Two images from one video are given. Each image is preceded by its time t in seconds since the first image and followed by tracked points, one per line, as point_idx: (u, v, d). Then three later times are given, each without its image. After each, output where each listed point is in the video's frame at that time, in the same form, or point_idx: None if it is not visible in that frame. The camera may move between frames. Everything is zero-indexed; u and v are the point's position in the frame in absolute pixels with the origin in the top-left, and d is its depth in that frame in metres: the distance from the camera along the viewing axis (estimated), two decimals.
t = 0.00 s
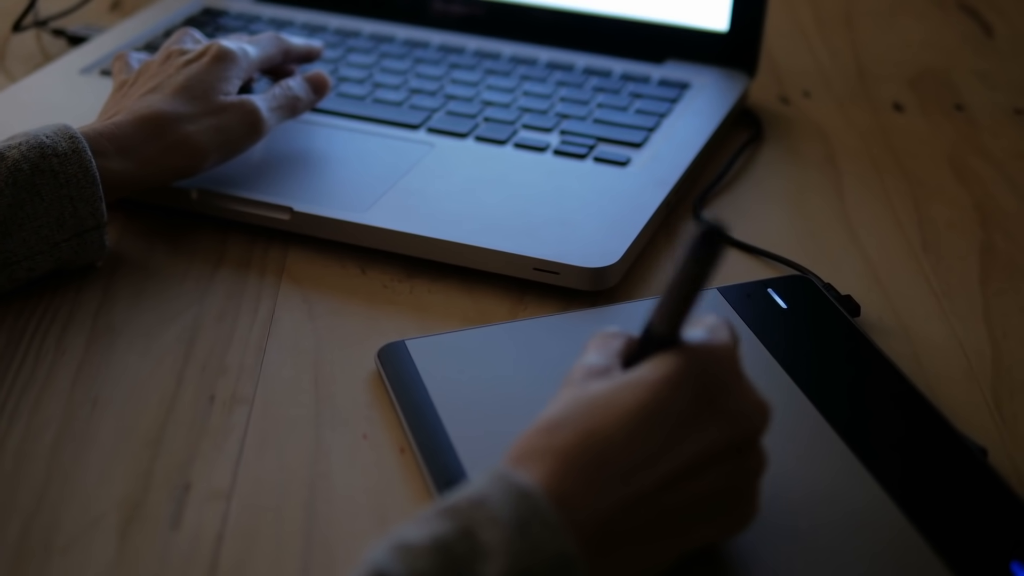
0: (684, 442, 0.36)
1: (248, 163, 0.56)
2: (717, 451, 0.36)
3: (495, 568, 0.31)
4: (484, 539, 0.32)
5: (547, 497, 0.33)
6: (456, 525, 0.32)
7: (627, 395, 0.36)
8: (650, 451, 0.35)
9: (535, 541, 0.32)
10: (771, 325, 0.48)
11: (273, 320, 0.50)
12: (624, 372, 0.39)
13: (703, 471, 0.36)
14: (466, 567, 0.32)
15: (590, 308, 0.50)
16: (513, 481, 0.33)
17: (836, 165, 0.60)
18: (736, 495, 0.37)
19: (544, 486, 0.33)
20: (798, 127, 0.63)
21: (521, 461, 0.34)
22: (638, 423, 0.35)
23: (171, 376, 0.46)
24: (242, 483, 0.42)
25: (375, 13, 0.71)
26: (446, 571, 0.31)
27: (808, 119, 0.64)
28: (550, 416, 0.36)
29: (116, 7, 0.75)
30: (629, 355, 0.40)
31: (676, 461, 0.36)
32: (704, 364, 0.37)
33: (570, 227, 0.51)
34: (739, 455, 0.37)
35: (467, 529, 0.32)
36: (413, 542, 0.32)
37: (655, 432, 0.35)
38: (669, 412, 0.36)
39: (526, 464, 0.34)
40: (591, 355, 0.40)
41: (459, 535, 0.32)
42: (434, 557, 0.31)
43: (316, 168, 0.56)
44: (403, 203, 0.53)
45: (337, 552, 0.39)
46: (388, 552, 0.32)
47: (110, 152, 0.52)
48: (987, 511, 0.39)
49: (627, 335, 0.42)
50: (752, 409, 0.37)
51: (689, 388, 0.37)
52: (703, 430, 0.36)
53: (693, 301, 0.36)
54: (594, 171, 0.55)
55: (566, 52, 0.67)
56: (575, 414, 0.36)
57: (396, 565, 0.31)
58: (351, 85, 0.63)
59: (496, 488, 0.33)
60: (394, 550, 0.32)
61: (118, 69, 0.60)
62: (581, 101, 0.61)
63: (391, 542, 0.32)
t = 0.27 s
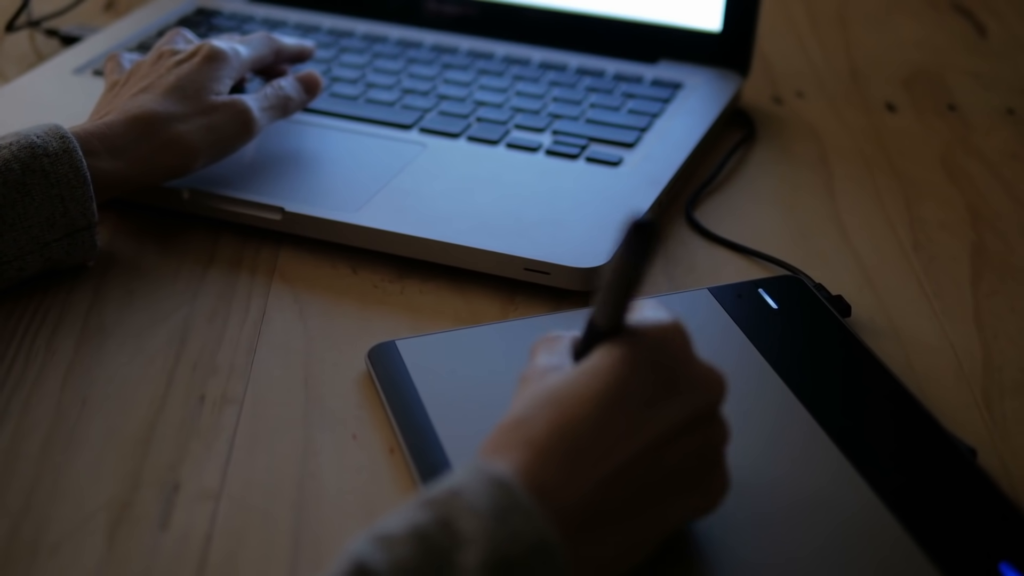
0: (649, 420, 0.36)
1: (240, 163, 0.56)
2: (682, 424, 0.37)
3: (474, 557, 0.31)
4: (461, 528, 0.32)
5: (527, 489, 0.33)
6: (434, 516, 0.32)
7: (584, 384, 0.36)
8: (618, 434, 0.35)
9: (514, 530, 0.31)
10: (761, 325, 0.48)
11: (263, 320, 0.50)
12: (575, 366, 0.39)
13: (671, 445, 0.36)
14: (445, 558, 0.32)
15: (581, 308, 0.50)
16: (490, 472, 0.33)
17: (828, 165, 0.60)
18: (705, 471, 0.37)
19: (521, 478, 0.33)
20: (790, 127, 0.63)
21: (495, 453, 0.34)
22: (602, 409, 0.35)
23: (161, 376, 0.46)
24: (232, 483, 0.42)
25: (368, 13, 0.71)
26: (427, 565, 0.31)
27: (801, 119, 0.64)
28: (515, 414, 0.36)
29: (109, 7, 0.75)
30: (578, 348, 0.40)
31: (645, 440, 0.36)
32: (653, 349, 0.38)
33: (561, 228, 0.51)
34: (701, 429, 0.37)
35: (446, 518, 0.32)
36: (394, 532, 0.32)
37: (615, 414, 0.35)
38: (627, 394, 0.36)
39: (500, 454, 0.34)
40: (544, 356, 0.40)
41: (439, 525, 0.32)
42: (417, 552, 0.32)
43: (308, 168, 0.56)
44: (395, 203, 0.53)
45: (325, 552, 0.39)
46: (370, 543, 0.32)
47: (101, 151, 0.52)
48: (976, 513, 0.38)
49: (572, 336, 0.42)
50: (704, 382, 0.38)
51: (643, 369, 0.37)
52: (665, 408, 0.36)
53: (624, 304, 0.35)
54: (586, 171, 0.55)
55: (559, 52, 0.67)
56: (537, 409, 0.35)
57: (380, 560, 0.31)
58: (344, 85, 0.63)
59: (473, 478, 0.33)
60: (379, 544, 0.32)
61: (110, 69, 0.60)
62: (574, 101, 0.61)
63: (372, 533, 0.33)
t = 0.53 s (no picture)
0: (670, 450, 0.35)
1: (231, 163, 0.56)
2: (709, 462, 0.36)
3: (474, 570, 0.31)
4: (465, 540, 0.31)
5: (525, 498, 0.33)
6: (438, 525, 0.32)
7: (617, 400, 0.35)
8: (637, 460, 0.34)
9: (512, 541, 0.31)
10: (749, 325, 0.48)
11: (253, 320, 0.50)
12: (616, 375, 0.38)
13: (691, 482, 0.36)
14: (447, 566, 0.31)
15: (570, 308, 0.50)
16: (493, 481, 0.33)
17: (820, 165, 0.60)
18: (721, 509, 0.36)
19: (525, 487, 0.33)
20: (782, 128, 0.63)
21: (505, 460, 0.34)
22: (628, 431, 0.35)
23: (151, 376, 0.46)
24: (219, 482, 0.42)
25: (361, 13, 0.71)
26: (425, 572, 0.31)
27: (793, 119, 0.64)
28: (536, 416, 0.36)
29: (102, 7, 0.75)
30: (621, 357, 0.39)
31: (663, 471, 0.35)
32: (700, 376, 0.36)
33: (551, 227, 0.51)
34: (728, 468, 0.36)
35: (448, 528, 0.32)
36: (395, 542, 0.31)
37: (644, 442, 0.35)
38: (658, 422, 0.35)
39: (509, 463, 0.34)
40: (585, 354, 0.40)
41: (441, 536, 0.31)
42: (415, 557, 0.31)
43: (298, 168, 0.56)
44: (385, 203, 0.53)
45: (313, 553, 0.39)
46: (370, 551, 0.31)
47: (91, 151, 0.52)
48: (964, 513, 0.38)
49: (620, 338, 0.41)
50: (743, 423, 0.36)
51: (680, 399, 0.36)
52: (690, 443, 0.35)
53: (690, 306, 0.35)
54: (577, 171, 0.55)
55: (551, 52, 0.67)
56: (560, 417, 0.35)
57: (376, 565, 0.31)
58: (336, 85, 0.63)
59: (477, 488, 0.32)
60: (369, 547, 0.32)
61: (101, 69, 0.60)
62: (566, 101, 0.61)
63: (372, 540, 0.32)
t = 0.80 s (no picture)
0: (643, 436, 0.36)
1: (221, 163, 0.56)
2: (680, 447, 0.36)
3: (451, 562, 0.31)
4: (440, 532, 0.32)
5: (505, 494, 0.33)
6: (413, 519, 0.32)
7: (588, 393, 0.36)
8: (611, 449, 0.35)
9: (491, 534, 0.32)
10: (739, 324, 0.48)
11: (242, 320, 0.50)
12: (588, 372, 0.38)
13: (667, 467, 0.36)
14: (422, 562, 0.31)
15: (560, 307, 0.50)
16: (471, 476, 0.33)
17: (811, 166, 0.60)
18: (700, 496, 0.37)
19: (502, 482, 0.33)
20: (773, 127, 0.63)
21: (482, 457, 0.35)
22: (598, 423, 0.35)
23: (140, 376, 0.46)
24: (207, 483, 0.42)
25: (353, 12, 0.71)
26: (400, 567, 0.31)
27: (784, 118, 0.64)
28: (510, 415, 0.36)
29: (95, 6, 0.75)
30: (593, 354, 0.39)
31: (638, 457, 0.36)
32: (664, 364, 0.37)
33: (542, 228, 0.51)
34: (701, 452, 0.37)
35: (424, 521, 0.32)
36: (371, 535, 0.32)
37: (614, 431, 0.35)
38: (627, 410, 0.36)
39: (487, 459, 0.34)
40: (559, 363, 0.40)
41: (417, 528, 0.32)
42: (390, 553, 0.31)
43: (289, 168, 0.56)
44: (375, 204, 0.53)
45: (300, 552, 0.39)
46: (346, 545, 0.32)
47: (81, 151, 0.52)
48: (950, 510, 0.39)
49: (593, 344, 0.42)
50: (709, 407, 0.37)
51: (648, 387, 0.37)
52: (661, 428, 0.36)
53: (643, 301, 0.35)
54: (568, 171, 0.55)
55: (542, 52, 0.67)
56: (534, 415, 0.36)
57: (354, 561, 0.31)
58: (327, 85, 0.63)
59: (454, 483, 0.33)
60: (354, 545, 0.32)
61: (92, 69, 0.60)
62: (557, 101, 0.61)
63: (349, 536, 0.32)
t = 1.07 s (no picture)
0: (631, 440, 0.36)
1: (212, 163, 0.56)
2: (666, 449, 0.36)
3: (437, 564, 0.31)
4: (425, 533, 0.31)
5: (491, 496, 0.33)
6: (399, 520, 0.32)
7: (578, 394, 0.36)
8: (599, 450, 0.35)
9: (477, 536, 0.31)
10: (729, 325, 0.48)
11: (232, 320, 0.50)
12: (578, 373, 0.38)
13: (653, 469, 0.36)
14: (407, 562, 0.31)
15: (550, 307, 0.50)
16: (458, 478, 0.33)
17: (802, 166, 0.60)
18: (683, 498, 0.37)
19: (489, 483, 0.33)
20: (765, 128, 0.63)
21: (468, 458, 0.34)
22: (588, 423, 0.35)
23: (129, 376, 0.46)
24: (194, 482, 0.42)
25: (346, 13, 0.71)
26: (386, 567, 0.31)
27: (776, 118, 0.64)
28: (498, 415, 0.36)
29: (88, 7, 0.75)
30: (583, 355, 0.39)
31: (625, 460, 0.35)
32: (655, 366, 0.37)
33: (532, 228, 0.51)
34: (686, 454, 0.37)
35: (410, 522, 0.32)
36: (356, 536, 0.32)
37: (604, 432, 0.35)
38: (617, 412, 0.35)
39: (473, 460, 0.34)
40: (547, 363, 0.39)
41: (402, 529, 0.32)
42: (375, 553, 0.31)
43: (280, 168, 0.56)
44: (366, 204, 0.53)
45: (286, 552, 0.39)
46: (331, 546, 0.32)
47: (70, 152, 0.52)
48: (937, 510, 0.38)
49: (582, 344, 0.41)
50: (699, 410, 0.37)
51: (639, 388, 0.36)
52: (649, 431, 0.36)
53: (637, 303, 0.35)
54: (559, 171, 0.55)
55: (534, 52, 0.67)
56: (523, 415, 0.35)
57: (338, 562, 0.31)
58: (319, 85, 0.63)
59: (442, 484, 0.32)
60: (340, 546, 0.31)
61: (83, 69, 0.60)
62: (548, 101, 0.61)
63: (334, 536, 0.32)
